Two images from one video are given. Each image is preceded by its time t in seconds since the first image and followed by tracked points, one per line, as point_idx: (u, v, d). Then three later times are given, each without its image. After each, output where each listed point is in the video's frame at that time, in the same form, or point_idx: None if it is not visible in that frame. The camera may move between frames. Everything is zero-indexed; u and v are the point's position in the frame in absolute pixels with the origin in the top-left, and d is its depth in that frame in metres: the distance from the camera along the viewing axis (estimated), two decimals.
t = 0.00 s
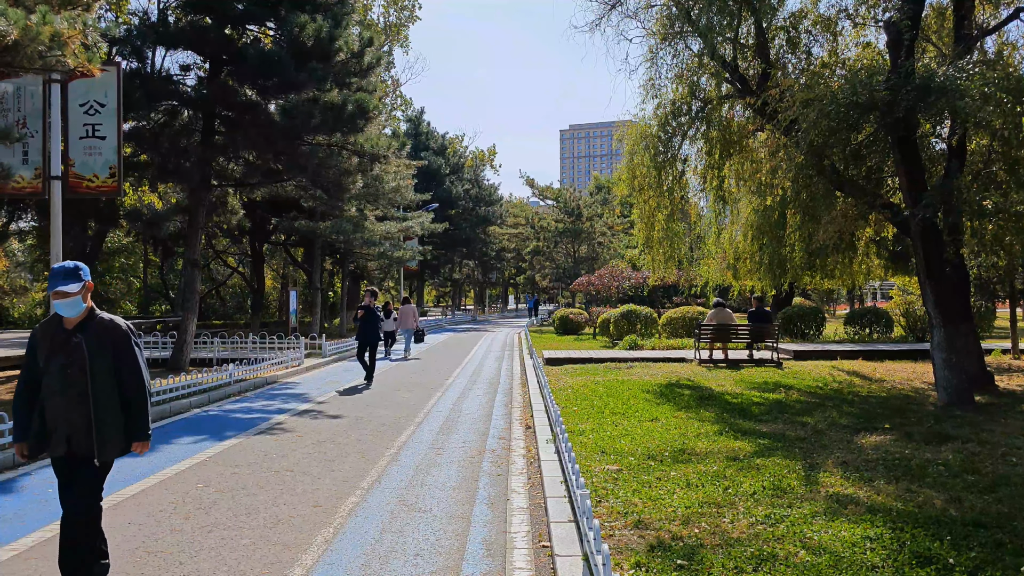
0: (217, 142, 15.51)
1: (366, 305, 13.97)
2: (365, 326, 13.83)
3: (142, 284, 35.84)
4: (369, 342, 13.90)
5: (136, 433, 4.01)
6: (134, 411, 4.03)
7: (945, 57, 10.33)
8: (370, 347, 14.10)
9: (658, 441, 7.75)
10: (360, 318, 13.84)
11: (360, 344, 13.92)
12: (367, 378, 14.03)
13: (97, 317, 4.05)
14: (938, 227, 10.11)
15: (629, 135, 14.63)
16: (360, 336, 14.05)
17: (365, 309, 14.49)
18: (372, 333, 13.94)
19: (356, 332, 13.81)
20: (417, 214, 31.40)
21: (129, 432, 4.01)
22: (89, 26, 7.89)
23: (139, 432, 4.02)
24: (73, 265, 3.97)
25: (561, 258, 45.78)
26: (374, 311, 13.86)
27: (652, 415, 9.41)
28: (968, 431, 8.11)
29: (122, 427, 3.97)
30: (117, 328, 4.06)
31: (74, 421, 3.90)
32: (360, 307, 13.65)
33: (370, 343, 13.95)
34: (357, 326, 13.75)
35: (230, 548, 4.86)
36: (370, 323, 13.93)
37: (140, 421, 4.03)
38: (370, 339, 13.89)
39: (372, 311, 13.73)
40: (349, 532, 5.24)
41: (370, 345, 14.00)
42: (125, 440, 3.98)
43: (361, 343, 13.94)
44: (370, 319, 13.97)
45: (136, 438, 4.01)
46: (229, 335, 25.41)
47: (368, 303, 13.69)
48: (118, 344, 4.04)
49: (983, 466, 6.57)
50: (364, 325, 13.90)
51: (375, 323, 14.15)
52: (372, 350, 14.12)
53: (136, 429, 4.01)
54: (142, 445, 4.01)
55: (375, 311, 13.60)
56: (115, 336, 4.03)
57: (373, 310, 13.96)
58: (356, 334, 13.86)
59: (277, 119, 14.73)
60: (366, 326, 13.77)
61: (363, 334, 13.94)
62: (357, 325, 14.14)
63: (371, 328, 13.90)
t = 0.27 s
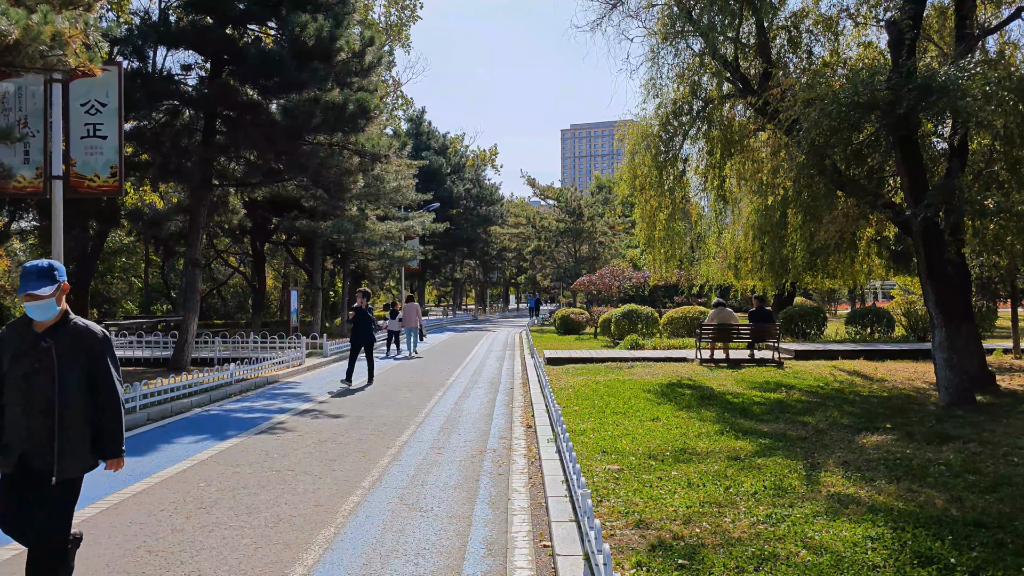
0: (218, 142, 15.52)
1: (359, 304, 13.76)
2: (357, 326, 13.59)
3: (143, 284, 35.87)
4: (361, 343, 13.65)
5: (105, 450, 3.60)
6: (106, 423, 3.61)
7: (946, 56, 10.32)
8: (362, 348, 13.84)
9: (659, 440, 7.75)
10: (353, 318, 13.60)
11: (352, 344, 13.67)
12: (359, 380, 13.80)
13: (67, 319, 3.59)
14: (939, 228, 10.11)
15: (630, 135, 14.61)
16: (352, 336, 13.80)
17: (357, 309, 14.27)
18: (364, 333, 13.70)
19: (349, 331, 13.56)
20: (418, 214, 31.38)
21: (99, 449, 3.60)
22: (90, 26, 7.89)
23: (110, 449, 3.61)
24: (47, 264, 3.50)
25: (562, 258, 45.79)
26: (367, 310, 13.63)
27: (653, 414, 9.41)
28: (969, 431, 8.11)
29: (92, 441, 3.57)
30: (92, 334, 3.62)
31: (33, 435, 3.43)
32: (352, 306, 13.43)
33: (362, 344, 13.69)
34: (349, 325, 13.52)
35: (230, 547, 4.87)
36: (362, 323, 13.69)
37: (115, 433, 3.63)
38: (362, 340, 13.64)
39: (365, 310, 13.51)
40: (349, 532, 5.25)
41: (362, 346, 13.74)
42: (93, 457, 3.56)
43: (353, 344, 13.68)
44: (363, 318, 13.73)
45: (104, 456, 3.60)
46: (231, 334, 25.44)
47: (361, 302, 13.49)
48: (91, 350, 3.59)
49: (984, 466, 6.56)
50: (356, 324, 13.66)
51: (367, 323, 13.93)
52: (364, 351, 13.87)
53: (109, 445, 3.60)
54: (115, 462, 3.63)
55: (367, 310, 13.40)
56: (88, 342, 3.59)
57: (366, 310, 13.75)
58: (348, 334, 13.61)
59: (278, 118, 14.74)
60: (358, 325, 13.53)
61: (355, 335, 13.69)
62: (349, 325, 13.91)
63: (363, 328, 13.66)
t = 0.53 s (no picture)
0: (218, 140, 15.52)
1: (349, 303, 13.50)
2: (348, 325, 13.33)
3: (143, 282, 35.86)
4: (353, 342, 13.39)
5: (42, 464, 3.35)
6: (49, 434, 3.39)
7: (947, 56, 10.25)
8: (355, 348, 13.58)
9: (660, 439, 7.75)
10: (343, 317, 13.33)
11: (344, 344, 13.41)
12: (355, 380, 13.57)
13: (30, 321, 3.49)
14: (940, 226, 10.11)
15: (631, 133, 14.60)
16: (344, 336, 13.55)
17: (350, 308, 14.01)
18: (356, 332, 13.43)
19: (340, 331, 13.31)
20: (418, 213, 31.36)
21: (37, 462, 3.36)
22: (89, 24, 7.87)
23: (47, 463, 3.35)
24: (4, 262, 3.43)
25: (562, 257, 45.79)
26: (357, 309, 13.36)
27: (653, 413, 9.41)
28: (970, 429, 8.11)
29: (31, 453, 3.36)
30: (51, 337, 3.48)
31: None
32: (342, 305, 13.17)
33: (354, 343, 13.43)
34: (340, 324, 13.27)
35: (231, 546, 4.87)
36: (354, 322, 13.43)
37: (59, 448, 3.38)
38: (354, 338, 13.38)
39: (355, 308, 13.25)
40: (350, 530, 5.25)
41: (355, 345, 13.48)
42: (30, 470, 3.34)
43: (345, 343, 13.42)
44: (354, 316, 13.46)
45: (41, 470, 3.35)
46: (231, 333, 25.45)
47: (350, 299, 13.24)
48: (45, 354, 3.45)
49: (984, 465, 6.57)
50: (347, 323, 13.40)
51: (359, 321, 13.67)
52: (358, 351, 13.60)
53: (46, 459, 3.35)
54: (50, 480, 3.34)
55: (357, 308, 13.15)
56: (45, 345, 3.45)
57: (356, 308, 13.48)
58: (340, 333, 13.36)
59: (278, 117, 14.74)
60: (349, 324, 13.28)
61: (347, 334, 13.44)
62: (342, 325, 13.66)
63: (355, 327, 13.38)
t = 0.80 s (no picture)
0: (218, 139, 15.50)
1: (344, 304, 13.31)
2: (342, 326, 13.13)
3: (143, 281, 35.82)
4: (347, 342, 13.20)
5: None
6: None
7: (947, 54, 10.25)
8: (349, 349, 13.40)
9: (659, 438, 7.75)
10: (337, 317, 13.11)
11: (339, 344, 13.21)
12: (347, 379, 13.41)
13: None
14: (940, 224, 10.12)
15: (630, 133, 14.57)
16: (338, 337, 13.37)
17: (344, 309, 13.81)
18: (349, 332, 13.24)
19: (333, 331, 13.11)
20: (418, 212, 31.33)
21: None
22: (88, 23, 7.85)
23: None
24: None
25: (562, 256, 45.78)
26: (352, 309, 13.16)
27: (653, 412, 9.40)
28: (970, 428, 8.11)
29: None
30: None
31: None
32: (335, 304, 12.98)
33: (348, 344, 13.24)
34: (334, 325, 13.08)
35: (231, 545, 4.87)
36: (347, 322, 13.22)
37: (6, 461, 3.25)
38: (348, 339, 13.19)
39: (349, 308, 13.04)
40: (350, 529, 5.24)
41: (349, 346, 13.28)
42: None
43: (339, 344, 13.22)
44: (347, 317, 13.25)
45: None
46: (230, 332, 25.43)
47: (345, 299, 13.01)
48: None
49: (984, 463, 6.57)
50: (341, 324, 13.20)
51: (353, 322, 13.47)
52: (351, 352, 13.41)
53: None
54: None
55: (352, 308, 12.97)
56: None
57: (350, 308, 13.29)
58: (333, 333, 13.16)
59: (278, 116, 14.72)
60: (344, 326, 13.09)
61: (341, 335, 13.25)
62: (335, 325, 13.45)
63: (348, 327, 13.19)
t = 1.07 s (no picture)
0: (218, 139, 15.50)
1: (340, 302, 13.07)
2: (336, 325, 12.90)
3: (142, 281, 35.79)
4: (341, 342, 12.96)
5: None
6: None
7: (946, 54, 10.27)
8: (343, 350, 13.19)
9: (659, 437, 7.75)
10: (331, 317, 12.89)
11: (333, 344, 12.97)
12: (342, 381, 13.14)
13: None
14: (939, 224, 10.13)
15: (630, 132, 14.56)
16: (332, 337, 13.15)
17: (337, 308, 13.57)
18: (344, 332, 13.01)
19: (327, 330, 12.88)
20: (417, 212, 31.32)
21: None
22: (88, 23, 7.85)
23: None
24: None
25: (562, 255, 45.77)
26: (347, 309, 12.96)
27: (653, 411, 9.40)
28: (970, 427, 8.11)
29: None
30: None
31: None
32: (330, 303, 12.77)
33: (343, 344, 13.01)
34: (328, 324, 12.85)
35: (231, 544, 4.87)
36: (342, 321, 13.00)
37: None
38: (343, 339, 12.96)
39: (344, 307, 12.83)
40: (350, 529, 5.25)
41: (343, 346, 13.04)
42: None
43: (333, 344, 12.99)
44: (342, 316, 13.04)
45: None
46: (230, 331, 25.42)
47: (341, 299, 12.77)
48: None
49: (984, 463, 6.58)
50: (335, 323, 12.98)
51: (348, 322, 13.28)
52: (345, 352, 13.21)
53: None
54: None
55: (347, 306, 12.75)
56: None
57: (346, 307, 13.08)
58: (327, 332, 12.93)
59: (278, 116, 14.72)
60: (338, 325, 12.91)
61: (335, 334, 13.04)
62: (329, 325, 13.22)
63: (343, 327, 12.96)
